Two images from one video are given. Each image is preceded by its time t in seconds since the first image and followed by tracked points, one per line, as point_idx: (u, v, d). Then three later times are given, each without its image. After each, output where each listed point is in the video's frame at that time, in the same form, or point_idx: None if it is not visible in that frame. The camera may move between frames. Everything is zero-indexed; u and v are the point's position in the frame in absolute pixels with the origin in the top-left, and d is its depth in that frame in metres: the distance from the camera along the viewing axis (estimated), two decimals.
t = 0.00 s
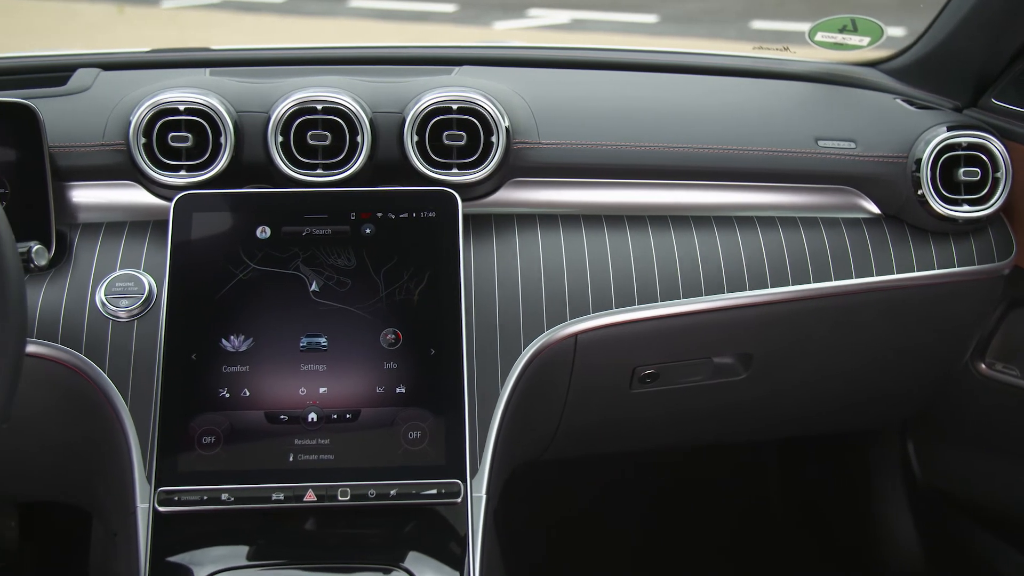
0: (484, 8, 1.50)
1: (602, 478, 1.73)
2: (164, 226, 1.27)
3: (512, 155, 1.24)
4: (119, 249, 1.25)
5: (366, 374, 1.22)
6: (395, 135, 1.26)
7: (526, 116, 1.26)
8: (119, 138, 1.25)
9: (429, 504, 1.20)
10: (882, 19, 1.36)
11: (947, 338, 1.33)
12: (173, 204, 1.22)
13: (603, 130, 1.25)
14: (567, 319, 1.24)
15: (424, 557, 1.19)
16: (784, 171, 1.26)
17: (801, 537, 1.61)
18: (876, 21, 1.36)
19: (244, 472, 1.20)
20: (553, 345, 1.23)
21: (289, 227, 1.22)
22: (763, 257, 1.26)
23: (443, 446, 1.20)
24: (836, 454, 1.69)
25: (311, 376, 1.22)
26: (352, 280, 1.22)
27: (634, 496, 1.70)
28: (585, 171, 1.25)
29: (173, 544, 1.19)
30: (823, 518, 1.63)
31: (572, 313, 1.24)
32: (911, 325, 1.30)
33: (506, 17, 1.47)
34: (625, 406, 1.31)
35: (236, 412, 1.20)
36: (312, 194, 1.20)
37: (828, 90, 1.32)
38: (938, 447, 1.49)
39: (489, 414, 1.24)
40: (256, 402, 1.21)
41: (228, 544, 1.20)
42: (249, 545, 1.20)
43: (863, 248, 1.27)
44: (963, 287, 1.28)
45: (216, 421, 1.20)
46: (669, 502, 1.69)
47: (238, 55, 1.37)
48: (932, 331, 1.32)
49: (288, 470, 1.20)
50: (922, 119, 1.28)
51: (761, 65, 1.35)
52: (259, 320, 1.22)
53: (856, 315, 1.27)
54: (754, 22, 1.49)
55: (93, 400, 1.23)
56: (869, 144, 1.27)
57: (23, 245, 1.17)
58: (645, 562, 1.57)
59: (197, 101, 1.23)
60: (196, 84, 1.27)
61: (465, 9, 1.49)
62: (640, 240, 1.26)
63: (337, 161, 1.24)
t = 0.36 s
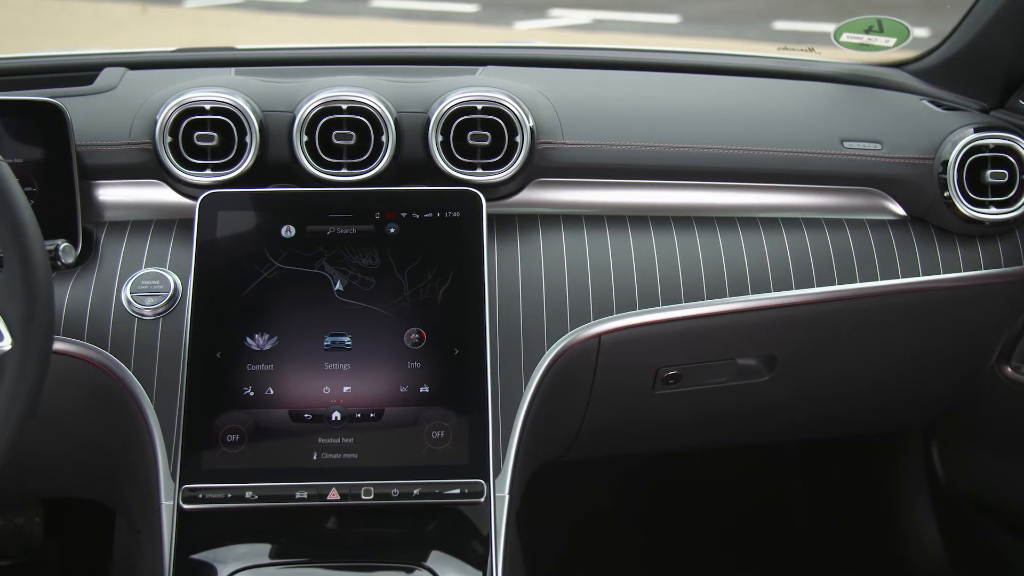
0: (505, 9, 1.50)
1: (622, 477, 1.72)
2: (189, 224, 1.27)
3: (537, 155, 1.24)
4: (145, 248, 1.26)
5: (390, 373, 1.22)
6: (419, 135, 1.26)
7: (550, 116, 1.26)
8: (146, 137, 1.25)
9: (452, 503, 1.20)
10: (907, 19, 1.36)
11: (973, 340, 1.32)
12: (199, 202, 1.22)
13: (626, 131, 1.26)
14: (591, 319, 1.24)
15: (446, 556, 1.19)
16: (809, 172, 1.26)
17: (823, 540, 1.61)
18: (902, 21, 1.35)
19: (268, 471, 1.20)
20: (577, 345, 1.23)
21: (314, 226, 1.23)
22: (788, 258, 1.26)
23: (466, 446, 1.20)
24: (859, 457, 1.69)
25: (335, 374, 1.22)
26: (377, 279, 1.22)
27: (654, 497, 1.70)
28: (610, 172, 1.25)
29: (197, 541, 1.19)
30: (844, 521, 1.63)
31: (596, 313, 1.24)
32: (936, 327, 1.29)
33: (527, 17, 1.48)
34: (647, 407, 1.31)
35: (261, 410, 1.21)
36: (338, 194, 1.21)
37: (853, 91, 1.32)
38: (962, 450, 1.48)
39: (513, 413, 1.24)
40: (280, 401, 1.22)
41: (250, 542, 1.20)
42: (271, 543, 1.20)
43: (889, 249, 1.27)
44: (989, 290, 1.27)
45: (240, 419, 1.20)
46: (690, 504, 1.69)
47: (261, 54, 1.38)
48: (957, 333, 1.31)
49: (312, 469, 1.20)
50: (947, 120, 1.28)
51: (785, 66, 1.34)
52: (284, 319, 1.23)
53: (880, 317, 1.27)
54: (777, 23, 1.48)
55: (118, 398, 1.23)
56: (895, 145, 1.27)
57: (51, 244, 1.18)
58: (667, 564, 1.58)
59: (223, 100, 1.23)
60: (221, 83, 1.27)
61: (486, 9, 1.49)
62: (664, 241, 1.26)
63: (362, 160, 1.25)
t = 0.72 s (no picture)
0: (526, 8, 1.50)
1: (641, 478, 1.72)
2: (214, 223, 1.28)
3: (561, 155, 1.25)
4: (170, 246, 1.27)
5: (414, 373, 1.22)
6: (443, 135, 1.26)
7: (574, 116, 1.27)
8: (171, 136, 1.26)
9: (475, 503, 1.20)
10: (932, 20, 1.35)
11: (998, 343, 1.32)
12: (224, 201, 1.23)
13: (653, 132, 1.26)
14: (615, 320, 1.25)
15: (469, 556, 1.19)
16: (833, 173, 1.26)
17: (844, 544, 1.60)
18: (928, 22, 1.34)
19: (292, 469, 1.20)
20: (601, 345, 1.23)
21: (338, 225, 1.23)
22: (813, 259, 1.27)
23: (490, 446, 1.21)
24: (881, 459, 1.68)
25: (359, 373, 1.22)
26: (401, 278, 1.22)
27: (674, 498, 1.70)
28: (635, 172, 1.26)
29: (221, 538, 1.19)
30: (865, 524, 1.62)
31: (620, 313, 1.25)
32: (960, 330, 1.29)
33: (549, 17, 1.48)
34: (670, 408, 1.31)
35: (284, 409, 1.21)
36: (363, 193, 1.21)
37: (878, 93, 1.32)
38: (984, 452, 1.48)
39: (536, 412, 1.24)
40: (304, 399, 1.22)
41: (272, 540, 1.20)
42: (293, 542, 1.20)
43: (914, 251, 1.28)
44: (1013, 293, 1.27)
45: (264, 417, 1.21)
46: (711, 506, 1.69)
47: (285, 54, 1.38)
48: (982, 337, 1.30)
49: (335, 468, 1.20)
50: (973, 122, 1.28)
51: (810, 67, 1.34)
52: (307, 318, 1.23)
53: (905, 320, 1.27)
54: (800, 22, 1.49)
55: (143, 396, 1.24)
56: (921, 146, 1.27)
57: (77, 242, 1.18)
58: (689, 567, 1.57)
59: (249, 99, 1.23)
60: (246, 83, 1.28)
61: (508, 9, 1.49)
62: (688, 241, 1.27)
63: (386, 160, 1.25)
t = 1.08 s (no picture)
0: (548, 8, 1.50)
1: (661, 479, 1.72)
2: (240, 222, 1.28)
3: (587, 155, 1.25)
4: (195, 244, 1.27)
5: (438, 372, 1.23)
6: (468, 134, 1.27)
7: (599, 115, 1.27)
8: (197, 135, 1.27)
9: (498, 502, 1.20)
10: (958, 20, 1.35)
11: None
12: (250, 200, 1.23)
13: (677, 132, 1.26)
14: (639, 321, 1.25)
15: (491, 556, 1.19)
16: (859, 174, 1.27)
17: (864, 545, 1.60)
18: (954, 22, 1.33)
19: (316, 467, 1.20)
20: (624, 346, 1.23)
21: (362, 224, 1.23)
22: (838, 260, 1.27)
23: (513, 446, 1.21)
24: (900, 462, 1.68)
25: (383, 373, 1.23)
26: (425, 278, 1.22)
27: (693, 499, 1.70)
28: (660, 173, 1.26)
29: (245, 536, 1.20)
30: (885, 526, 1.62)
31: (644, 313, 1.25)
32: (985, 332, 1.28)
33: (570, 17, 1.48)
34: (693, 409, 1.31)
35: (309, 408, 1.22)
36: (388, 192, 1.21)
37: (903, 94, 1.32)
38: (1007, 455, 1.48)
39: (559, 412, 1.24)
40: (327, 398, 1.22)
41: (295, 538, 1.20)
42: (315, 540, 1.20)
43: (940, 253, 1.28)
44: None
45: (289, 416, 1.21)
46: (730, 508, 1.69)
47: (309, 53, 1.39)
48: (1008, 339, 1.29)
49: (359, 466, 1.20)
50: (1000, 125, 1.29)
51: (835, 67, 1.34)
52: (332, 317, 1.23)
53: (930, 322, 1.26)
54: (824, 23, 1.49)
55: (168, 393, 1.24)
56: (948, 148, 1.28)
57: (104, 240, 1.19)
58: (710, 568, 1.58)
59: (274, 99, 1.24)
60: (271, 82, 1.28)
61: (529, 9, 1.49)
62: (712, 242, 1.27)
63: (411, 159, 1.25)
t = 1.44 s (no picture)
0: (572, 8, 1.49)
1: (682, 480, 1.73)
2: (267, 221, 1.29)
3: (613, 155, 1.26)
4: (223, 242, 1.28)
5: (464, 372, 1.23)
6: (495, 134, 1.27)
7: (626, 115, 1.27)
8: (225, 134, 1.27)
9: (524, 502, 1.20)
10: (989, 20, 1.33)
11: None
12: (277, 199, 1.24)
13: (705, 132, 1.26)
14: (665, 322, 1.25)
15: (516, 555, 1.19)
16: (888, 176, 1.26)
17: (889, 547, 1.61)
18: (987, 24, 1.31)
19: (341, 465, 1.20)
20: (650, 347, 1.23)
21: (390, 224, 1.24)
22: (866, 263, 1.27)
23: (539, 446, 1.21)
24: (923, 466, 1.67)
25: (409, 372, 1.23)
26: (452, 278, 1.23)
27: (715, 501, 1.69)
28: (687, 173, 1.26)
29: (271, 533, 1.20)
30: (909, 529, 1.62)
31: (671, 315, 1.25)
32: (1014, 336, 1.27)
33: (594, 16, 1.47)
34: (718, 410, 1.31)
35: (335, 407, 1.22)
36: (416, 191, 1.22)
37: (931, 96, 1.32)
38: None
39: (586, 412, 1.24)
40: (354, 397, 1.23)
41: (320, 536, 1.21)
42: (339, 538, 1.20)
43: (969, 256, 1.28)
44: None
45: (315, 415, 1.21)
46: (751, 511, 1.69)
47: (335, 53, 1.40)
48: None
49: (385, 465, 1.20)
50: None
51: (863, 69, 1.34)
52: (358, 316, 1.23)
53: (958, 325, 1.26)
54: (849, 23, 1.48)
55: (195, 390, 1.25)
56: (978, 150, 1.28)
57: (133, 237, 1.20)
58: (735, 570, 1.58)
59: (303, 98, 1.24)
60: (299, 81, 1.29)
61: (553, 9, 1.49)
62: (739, 243, 1.27)
63: (438, 159, 1.25)
